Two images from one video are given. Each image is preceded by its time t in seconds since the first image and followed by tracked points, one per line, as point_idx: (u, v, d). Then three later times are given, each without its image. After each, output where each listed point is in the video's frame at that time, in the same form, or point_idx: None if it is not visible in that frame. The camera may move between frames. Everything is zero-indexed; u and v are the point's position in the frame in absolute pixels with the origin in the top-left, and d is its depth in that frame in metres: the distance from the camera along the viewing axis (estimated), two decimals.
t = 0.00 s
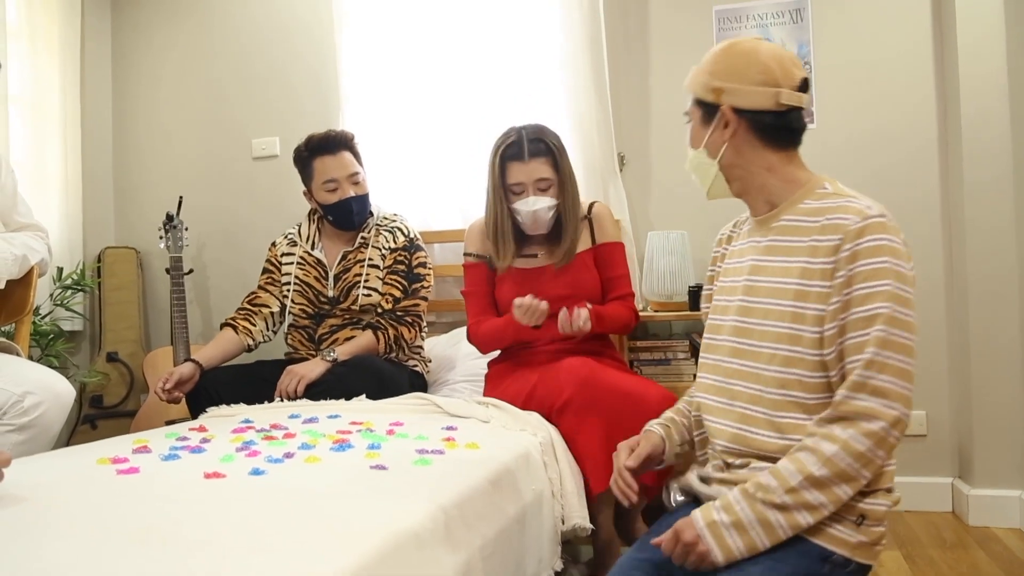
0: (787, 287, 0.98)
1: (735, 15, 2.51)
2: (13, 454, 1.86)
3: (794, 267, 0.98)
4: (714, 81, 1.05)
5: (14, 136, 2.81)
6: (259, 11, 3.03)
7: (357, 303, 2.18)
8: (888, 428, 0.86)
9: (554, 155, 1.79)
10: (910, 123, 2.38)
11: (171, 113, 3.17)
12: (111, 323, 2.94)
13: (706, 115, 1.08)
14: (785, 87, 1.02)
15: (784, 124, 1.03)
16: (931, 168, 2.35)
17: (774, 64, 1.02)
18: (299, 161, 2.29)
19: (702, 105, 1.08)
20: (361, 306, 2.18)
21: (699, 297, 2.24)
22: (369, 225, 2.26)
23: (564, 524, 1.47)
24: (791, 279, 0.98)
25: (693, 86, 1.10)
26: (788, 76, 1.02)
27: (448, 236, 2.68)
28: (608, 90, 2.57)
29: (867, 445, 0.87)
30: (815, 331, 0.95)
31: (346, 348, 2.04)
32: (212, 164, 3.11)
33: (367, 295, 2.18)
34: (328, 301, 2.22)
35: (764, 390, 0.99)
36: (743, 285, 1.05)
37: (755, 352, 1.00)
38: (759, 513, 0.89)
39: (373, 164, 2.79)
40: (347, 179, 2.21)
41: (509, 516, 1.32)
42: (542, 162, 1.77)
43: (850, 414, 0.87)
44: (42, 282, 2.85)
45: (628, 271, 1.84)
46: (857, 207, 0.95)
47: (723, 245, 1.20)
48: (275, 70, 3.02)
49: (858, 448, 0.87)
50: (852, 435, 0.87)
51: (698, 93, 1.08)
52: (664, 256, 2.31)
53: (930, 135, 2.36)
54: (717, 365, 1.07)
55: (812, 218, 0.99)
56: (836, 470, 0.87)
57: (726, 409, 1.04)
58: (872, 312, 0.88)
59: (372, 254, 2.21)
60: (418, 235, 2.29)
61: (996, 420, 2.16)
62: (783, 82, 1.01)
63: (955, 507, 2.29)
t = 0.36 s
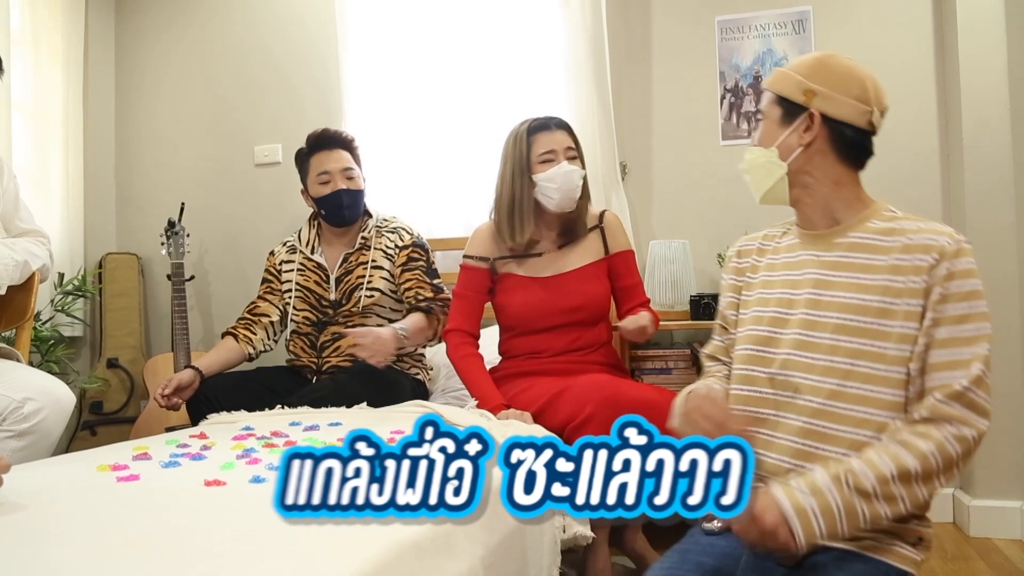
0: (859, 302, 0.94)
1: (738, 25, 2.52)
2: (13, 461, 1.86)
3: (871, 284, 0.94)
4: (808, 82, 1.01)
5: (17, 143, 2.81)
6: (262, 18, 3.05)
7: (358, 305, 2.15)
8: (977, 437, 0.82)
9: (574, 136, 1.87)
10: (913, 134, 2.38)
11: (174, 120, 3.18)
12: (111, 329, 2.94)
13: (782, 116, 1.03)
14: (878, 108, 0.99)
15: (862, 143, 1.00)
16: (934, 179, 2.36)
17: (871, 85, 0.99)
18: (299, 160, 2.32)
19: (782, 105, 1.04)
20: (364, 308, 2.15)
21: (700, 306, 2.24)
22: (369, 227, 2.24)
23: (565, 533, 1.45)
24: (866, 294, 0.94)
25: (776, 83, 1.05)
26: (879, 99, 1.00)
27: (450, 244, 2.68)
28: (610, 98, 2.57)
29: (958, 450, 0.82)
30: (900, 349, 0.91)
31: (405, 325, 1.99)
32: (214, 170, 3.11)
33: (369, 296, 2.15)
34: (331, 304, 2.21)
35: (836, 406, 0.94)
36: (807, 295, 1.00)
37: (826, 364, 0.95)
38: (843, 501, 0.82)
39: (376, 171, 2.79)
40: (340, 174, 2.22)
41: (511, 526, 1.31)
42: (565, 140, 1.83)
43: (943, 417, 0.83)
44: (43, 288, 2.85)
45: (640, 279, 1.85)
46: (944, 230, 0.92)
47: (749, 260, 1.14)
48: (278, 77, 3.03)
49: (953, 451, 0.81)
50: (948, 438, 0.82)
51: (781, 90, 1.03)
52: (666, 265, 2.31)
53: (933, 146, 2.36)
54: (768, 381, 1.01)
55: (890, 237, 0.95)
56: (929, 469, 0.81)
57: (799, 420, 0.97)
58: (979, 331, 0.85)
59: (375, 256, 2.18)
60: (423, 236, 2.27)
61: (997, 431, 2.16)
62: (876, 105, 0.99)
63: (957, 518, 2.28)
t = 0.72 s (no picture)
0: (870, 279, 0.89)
1: (734, 32, 2.52)
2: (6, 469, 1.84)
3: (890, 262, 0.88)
4: (858, 33, 0.89)
5: (12, 149, 2.81)
6: (259, 25, 3.05)
7: (352, 307, 2.14)
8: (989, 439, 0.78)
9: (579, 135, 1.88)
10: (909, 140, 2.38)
11: (170, 125, 3.17)
12: (106, 335, 2.93)
13: (823, 67, 0.92)
14: (931, 71, 0.88)
15: (906, 109, 0.89)
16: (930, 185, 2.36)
17: (928, 42, 0.88)
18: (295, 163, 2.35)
19: (825, 54, 0.92)
20: (357, 310, 2.14)
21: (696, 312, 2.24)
22: (362, 230, 2.24)
23: (560, 541, 1.47)
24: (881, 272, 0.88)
25: (823, 30, 0.93)
26: (936, 61, 0.89)
27: (447, 250, 2.67)
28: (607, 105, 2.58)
29: (967, 454, 0.78)
30: (915, 335, 0.86)
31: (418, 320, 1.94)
32: (210, 176, 3.11)
33: (362, 299, 2.14)
34: (322, 307, 2.19)
35: (845, 391, 0.90)
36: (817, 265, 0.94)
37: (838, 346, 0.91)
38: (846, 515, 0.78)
39: (372, 177, 2.79)
40: (325, 174, 2.23)
41: (507, 535, 1.30)
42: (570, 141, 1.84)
43: (952, 420, 0.79)
44: (37, 294, 2.84)
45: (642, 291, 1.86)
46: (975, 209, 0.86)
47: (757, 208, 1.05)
48: (274, 83, 3.02)
49: (959, 455, 0.78)
50: (955, 442, 0.78)
51: (826, 39, 0.92)
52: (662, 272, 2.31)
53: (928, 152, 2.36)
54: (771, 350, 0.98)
55: (918, 213, 0.89)
56: (936, 477, 0.78)
57: (805, 413, 0.92)
58: (1006, 325, 0.80)
59: (366, 258, 2.18)
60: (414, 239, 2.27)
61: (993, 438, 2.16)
62: (929, 66, 0.88)
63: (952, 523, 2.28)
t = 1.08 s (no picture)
0: (841, 303, 0.93)
1: (711, 45, 2.55)
2: None
3: (855, 285, 0.92)
4: (785, 51, 0.97)
5: None
6: (237, 35, 3.04)
7: (324, 311, 2.13)
8: (941, 467, 0.85)
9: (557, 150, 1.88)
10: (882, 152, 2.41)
11: (148, 136, 3.15)
12: (81, 347, 2.89)
13: (760, 90, 1.00)
14: (862, 74, 0.96)
15: (846, 116, 0.97)
16: (904, 197, 2.39)
17: (854, 47, 0.96)
18: (274, 167, 2.32)
19: (760, 78, 1.00)
20: (329, 314, 2.13)
21: (674, 323, 2.25)
22: (335, 234, 2.22)
23: (538, 554, 1.47)
24: (838, 296, 0.93)
25: (751, 53, 1.00)
26: (864, 61, 0.96)
27: (425, 262, 2.67)
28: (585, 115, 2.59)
29: (922, 486, 0.85)
30: (877, 356, 0.90)
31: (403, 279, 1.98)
32: (188, 186, 3.08)
33: (334, 302, 2.13)
34: (294, 312, 2.18)
35: (812, 416, 0.94)
36: (783, 293, 0.98)
37: (804, 373, 0.94)
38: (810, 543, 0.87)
39: (350, 188, 2.78)
40: (311, 177, 2.23)
41: (484, 547, 1.30)
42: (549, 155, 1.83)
43: (904, 450, 0.86)
44: (11, 306, 2.80)
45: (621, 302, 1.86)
46: (932, 223, 0.89)
47: (719, 243, 1.12)
48: (253, 94, 3.01)
49: (913, 491, 0.85)
50: (907, 477, 0.85)
51: (757, 62, 0.99)
52: (641, 283, 2.32)
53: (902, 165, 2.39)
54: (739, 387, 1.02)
55: (875, 230, 0.93)
56: (892, 515, 0.85)
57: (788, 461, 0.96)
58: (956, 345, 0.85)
59: (339, 261, 2.17)
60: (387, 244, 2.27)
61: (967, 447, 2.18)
62: (860, 67, 0.95)
63: (928, 533, 2.30)
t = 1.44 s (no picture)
0: (796, 326, 1.03)
1: (692, 62, 2.57)
2: None
3: (809, 308, 1.02)
4: (714, 105, 1.09)
5: None
6: (220, 53, 3.03)
7: (307, 329, 2.13)
8: (896, 471, 0.94)
9: (500, 196, 1.80)
10: (862, 168, 2.44)
11: (130, 152, 3.13)
12: (62, 365, 2.86)
13: (696, 139, 1.13)
14: (789, 121, 1.08)
15: (781, 161, 1.10)
16: (883, 213, 2.42)
17: (780, 95, 1.08)
18: (250, 186, 2.29)
19: (695, 127, 1.13)
20: (313, 331, 2.12)
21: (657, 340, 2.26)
22: (317, 250, 2.22)
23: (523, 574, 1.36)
24: (799, 319, 1.03)
25: (686, 106, 1.13)
26: (788, 109, 1.08)
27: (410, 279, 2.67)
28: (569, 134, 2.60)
29: (877, 490, 0.94)
30: (831, 372, 1.00)
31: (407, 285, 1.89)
32: (171, 203, 3.07)
33: (318, 319, 2.13)
34: (276, 329, 2.17)
35: (774, 436, 1.03)
36: (743, 320, 1.08)
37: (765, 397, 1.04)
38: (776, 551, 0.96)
39: (334, 205, 2.77)
40: (296, 200, 2.22)
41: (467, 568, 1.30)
42: (490, 211, 1.78)
43: (856, 456, 0.96)
44: None
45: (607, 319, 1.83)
46: (876, 245, 1.00)
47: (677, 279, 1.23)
48: (236, 110, 3.00)
49: (868, 493, 0.94)
50: (863, 482, 0.94)
51: (691, 114, 1.12)
52: (625, 299, 2.33)
53: (882, 181, 2.42)
54: (718, 413, 1.10)
55: (820, 253, 1.04)
56: (850, 519, 0.94)
57: (784, 462, 1.02)
58: (894, 355, 0.95)
59: (321, 278, 2.16)
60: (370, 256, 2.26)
61: (948, 462, 2.19)
62: (788, 115, 1.08)
63: (912, 548, 2.31)
